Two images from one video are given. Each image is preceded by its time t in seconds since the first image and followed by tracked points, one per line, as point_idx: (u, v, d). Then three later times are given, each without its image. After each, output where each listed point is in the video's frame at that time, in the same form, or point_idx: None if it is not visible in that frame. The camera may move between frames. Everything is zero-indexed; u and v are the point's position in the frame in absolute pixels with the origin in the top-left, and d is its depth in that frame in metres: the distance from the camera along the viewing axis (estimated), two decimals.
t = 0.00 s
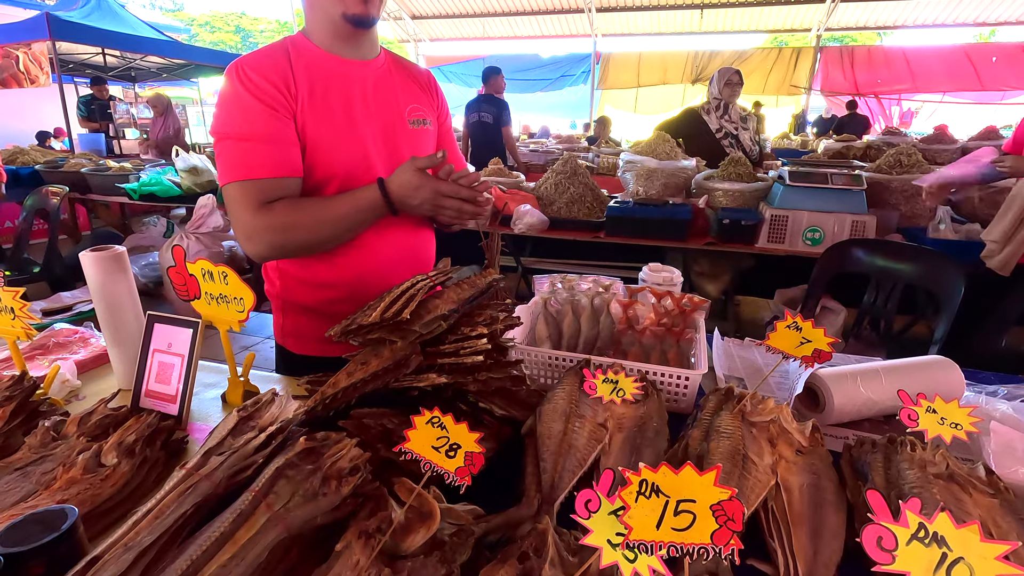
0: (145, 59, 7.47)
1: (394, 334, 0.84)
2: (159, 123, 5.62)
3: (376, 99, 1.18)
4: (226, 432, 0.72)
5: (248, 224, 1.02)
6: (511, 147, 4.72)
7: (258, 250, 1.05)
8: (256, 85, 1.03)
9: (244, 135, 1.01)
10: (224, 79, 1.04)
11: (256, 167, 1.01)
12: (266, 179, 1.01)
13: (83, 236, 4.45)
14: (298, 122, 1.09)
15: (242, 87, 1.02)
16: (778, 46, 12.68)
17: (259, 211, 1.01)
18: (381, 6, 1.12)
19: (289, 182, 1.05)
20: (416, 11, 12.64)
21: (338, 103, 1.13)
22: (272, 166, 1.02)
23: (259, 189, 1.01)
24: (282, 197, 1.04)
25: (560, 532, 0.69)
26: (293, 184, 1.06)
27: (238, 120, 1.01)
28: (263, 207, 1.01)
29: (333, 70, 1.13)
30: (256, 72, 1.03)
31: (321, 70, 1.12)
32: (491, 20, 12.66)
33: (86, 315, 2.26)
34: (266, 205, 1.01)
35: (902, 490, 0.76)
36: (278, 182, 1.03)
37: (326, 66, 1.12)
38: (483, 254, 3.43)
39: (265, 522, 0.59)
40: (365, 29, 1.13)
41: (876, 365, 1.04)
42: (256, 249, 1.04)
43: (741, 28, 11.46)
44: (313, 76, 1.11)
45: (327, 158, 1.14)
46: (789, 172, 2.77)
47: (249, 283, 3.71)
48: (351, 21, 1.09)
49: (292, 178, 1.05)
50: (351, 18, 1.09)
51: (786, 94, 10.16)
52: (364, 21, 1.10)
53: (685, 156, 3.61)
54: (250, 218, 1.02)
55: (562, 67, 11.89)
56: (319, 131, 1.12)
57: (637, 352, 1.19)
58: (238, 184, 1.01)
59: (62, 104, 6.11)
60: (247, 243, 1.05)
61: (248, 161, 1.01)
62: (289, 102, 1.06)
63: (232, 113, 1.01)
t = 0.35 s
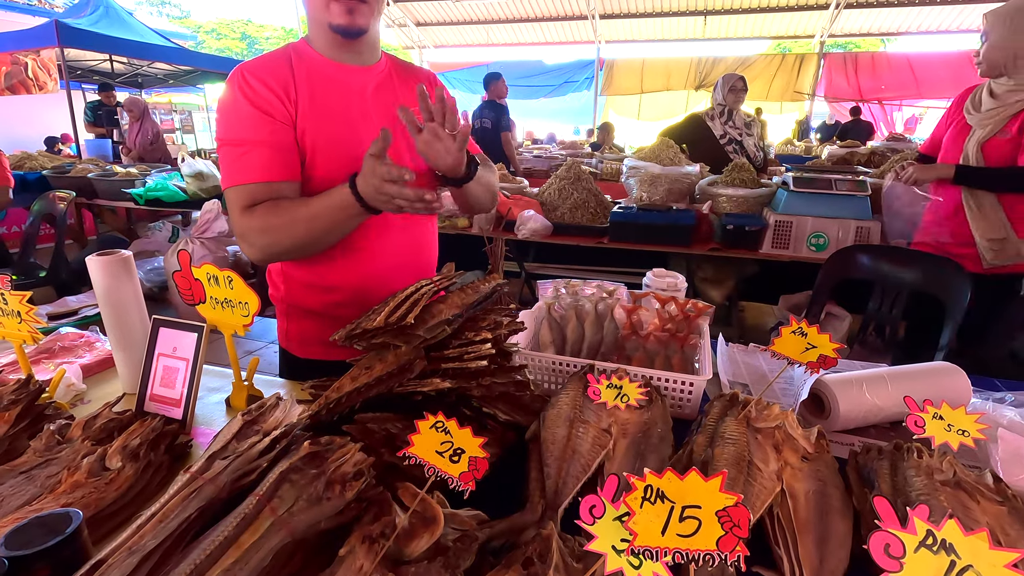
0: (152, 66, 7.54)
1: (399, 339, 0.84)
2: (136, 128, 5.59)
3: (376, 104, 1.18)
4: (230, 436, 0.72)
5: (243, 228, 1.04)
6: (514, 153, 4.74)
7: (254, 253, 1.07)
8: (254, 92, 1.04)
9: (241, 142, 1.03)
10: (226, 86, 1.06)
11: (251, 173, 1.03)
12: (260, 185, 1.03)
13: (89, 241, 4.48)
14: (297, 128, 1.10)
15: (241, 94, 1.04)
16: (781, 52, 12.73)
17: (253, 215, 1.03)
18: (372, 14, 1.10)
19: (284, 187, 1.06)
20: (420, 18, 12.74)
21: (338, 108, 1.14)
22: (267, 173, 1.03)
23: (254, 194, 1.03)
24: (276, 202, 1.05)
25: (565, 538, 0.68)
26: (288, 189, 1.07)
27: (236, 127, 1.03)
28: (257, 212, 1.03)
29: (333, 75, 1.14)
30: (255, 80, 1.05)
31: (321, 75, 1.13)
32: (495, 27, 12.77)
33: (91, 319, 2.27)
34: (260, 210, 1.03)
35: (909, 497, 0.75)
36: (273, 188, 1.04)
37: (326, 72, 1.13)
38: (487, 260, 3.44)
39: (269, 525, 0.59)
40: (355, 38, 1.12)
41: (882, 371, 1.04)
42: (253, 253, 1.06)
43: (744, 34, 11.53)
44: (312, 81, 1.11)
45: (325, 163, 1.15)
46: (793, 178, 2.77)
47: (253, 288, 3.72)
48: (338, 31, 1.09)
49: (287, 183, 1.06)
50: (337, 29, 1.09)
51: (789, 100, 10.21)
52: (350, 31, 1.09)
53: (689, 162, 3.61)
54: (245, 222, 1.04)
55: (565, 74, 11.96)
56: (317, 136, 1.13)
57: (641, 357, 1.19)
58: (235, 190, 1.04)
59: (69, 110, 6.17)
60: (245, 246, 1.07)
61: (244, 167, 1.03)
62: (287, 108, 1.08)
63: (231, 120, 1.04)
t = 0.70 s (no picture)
0: (164, 74, 7.65)
1: (407, 348, 0.84)
2: (123, 138, 5.59)
3: (383, 115, 1.19)
4: (242, 444, 0.72)
5: (246, 237, 1.05)
6: (522, 161, 4.77)
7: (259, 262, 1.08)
8: (264, 103, 1.06)
9: (249, 151, 1.05)
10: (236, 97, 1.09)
11: (257, 183, 1.04)
12: (266, 194, 1.05)
13: (101, 247, 4.53)
14: (304, 138, 1.12)
15: (251, 104, 1.06)
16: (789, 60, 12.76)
17: (256, 225, 1.04)
18: (374, 19, 1.11)
19: (289, 197, 1.07)
20: (428, 27, 12.89)
21: (345, 119, 1.15)
22: (271, 182, 1.05)
23: (259, 203, 1.05)
24: (280, 211, 1.06)
25: (573, 549, 0.68)
26: (294, 200, 1.08)
27: (244, 138, 1.05)
28: (260, 221, 1.04)
29: (342, 87, 1.15)
30: (265, 91, 1.07)
31: (330, 87, 1.14)
32: (503, 35, 12.90)
33: (102, 324, 2.29)
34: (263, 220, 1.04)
35: (921, 512, 0.75)
36: (278, 198, 1.06)
37: (335, 83, 1.15)
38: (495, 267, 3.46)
39: (280, 534, 0.59)
40: (359, 45, 1.14)
41: (893, 382, 1.03)
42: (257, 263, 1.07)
43: (751, 42, 11.65)
44: (321, 93, 1.13)
45: (331, 173, 1.16)
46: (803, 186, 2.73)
47: (263, 295, 3.76)
48: (341, 38, 1.11)
49: (293, 193, 1.08)
50: (340, 36, 1.11)
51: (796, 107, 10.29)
52: (352, 38, 1.11)
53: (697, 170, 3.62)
54: (249, 231, 1.05)
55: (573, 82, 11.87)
56: (324, 146, 1.14)
57: (650, 365, 1.20)
58: (241, 199, 1.05)
59: (83, 117, 6.27)
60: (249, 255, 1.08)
61: (250, 177, 1.04)
62: (295, 119, 1.09)
63: (240, 131, 1.05)
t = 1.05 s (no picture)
0: (180, 86, 7.79)
1: (419, 362, 0.85)
2: (113, 149, 5.77)
3: (403, 126, 1.21)
4: (256, 458, 0.73)
5: (269, 240, 1.05)
6: (532, 172, 4.80)
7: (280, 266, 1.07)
8: (288, 109, 1.08)
9: (272, 153, 1.05)
10: (260, 105, 1.11)
11: (280, 184, 1.04)
12: (288, 196, 1.04)
13: (116, 257, 4.60)
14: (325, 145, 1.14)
15: (275, 110, 1.08)
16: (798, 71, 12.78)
17: (278, 226, 1.03)
18: (398, 40, 1.16)
19: (310, 200, 1.07)
20: (439, 38, 13.06)
21: (364, 127, 1.17)
22: (294, 183, 1.05)
23: (281, 204, 1.04)
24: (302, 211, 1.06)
25: (585, 567, 0.68)
26: (315, 203, 1.08)
27: (268, 140, 1.06)
28: (282, 221, 1.03)
29: (363, 97, 1.18)
30: (289, 97, 1.09)
31: (351, 97, 1.17)
32: (512, 46, 13.04)
33: (118, 334, 2.32)
34: (285, 220, 1.03)
35: (936, 532, 0.74)
36: (300, 199, 1.05)
37: (356, 94, 1.17)
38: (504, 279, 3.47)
39: (293, 548, 0.60)
40: (383, 64, 1.18)
41: (906, 400, 1.03)
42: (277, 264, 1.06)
43: (760, 53, 11.80)
44: (343, 103, 1.16)
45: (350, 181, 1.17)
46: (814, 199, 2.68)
47: (274, 305, 3.80)
48: (367, 56, 1.15)
49: (314, 197, 1.08)
50: (366, 54, 1.15)
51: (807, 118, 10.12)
52: (377, 56, 1.15)
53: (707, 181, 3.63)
54: (270, 232, 1.04)
55: (582, 92, 12.09)
56: (345, 153, 1.15)
57: (660, 381, 1.20)
58: (264, 201, 1.05)
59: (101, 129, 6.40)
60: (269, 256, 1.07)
61: (273, 178, 1.05)
62: (317, 124, 1.11)
63: (264, 134, 1.07)
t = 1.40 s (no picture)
0: (199, 104, 7.97)
1: (432, 377, 0.85)
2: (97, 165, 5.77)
3: (422, 140, 1.24)
4: (270, 472, 0.73)
5: (294, 233, 1.00)
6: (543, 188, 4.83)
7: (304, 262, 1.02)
8: (314, 113, 1.10)
9: (297, 149, 1.05)
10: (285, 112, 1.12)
11: (305, 177, 1.02)
12: (312, 186, 1.02)
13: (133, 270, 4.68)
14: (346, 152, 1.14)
15: (299, 113, 1.09)
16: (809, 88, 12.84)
17: (302, 217, 1.00)
18: (428, 71, 1.18)
19: (334, 194, 1.04)
20: (452, 57, 13.30)
21: (385, 139, 1.19)
22: (318, 175, 1.03)
23: (306, 197, 1.01)
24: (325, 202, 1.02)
25: None
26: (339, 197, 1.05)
27: (292, 139, 1.06)
28: (305, 213, 1.00)
29: (384, 113, 1.20)
30: (314, 103, 1.11)
31: (372, 110, 1.19)
32: (525, 64, 13.22)
33: (133, 346, 2.35)
34: (309, 210, 1.00)
35: (962, 557, 0.72)
36: (326, 191, 1.03)
37: (377, 107, 1.20)
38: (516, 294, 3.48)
39: (307, 563, 0.60)
40: (409, 93, 1.21)
41: (926, 419, 1.01)
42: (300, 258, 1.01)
43: (772, 70, 11.81)
44: (365, 117, 1.18)
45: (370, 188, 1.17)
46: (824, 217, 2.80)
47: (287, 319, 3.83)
48: (396, 85, 1.17)
49: (337, 190, 1.05)
50: (395, 83, 1.17)
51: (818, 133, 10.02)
52: (406, 87, 1.18)
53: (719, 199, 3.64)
54: (293, 224, 1.00)
55: (593, 109, 12.12)
56: (365, 160, 1.16)
57: (673, 399, 1.19)
58: (288, 196, 1.02)
59: (121, 146, 6.55)
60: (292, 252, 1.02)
61: (295, 171, 1.03)
62: (338, 128, 1.12)
63: (289, 132, 1.07)
